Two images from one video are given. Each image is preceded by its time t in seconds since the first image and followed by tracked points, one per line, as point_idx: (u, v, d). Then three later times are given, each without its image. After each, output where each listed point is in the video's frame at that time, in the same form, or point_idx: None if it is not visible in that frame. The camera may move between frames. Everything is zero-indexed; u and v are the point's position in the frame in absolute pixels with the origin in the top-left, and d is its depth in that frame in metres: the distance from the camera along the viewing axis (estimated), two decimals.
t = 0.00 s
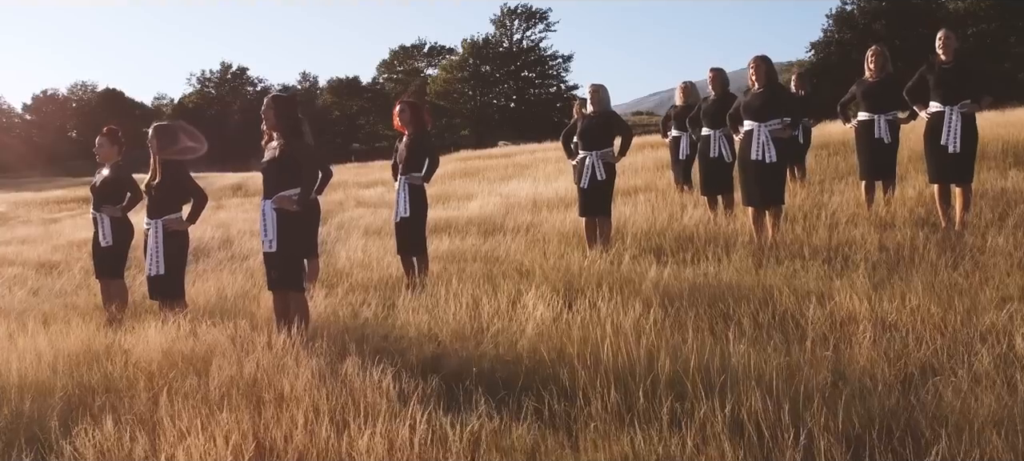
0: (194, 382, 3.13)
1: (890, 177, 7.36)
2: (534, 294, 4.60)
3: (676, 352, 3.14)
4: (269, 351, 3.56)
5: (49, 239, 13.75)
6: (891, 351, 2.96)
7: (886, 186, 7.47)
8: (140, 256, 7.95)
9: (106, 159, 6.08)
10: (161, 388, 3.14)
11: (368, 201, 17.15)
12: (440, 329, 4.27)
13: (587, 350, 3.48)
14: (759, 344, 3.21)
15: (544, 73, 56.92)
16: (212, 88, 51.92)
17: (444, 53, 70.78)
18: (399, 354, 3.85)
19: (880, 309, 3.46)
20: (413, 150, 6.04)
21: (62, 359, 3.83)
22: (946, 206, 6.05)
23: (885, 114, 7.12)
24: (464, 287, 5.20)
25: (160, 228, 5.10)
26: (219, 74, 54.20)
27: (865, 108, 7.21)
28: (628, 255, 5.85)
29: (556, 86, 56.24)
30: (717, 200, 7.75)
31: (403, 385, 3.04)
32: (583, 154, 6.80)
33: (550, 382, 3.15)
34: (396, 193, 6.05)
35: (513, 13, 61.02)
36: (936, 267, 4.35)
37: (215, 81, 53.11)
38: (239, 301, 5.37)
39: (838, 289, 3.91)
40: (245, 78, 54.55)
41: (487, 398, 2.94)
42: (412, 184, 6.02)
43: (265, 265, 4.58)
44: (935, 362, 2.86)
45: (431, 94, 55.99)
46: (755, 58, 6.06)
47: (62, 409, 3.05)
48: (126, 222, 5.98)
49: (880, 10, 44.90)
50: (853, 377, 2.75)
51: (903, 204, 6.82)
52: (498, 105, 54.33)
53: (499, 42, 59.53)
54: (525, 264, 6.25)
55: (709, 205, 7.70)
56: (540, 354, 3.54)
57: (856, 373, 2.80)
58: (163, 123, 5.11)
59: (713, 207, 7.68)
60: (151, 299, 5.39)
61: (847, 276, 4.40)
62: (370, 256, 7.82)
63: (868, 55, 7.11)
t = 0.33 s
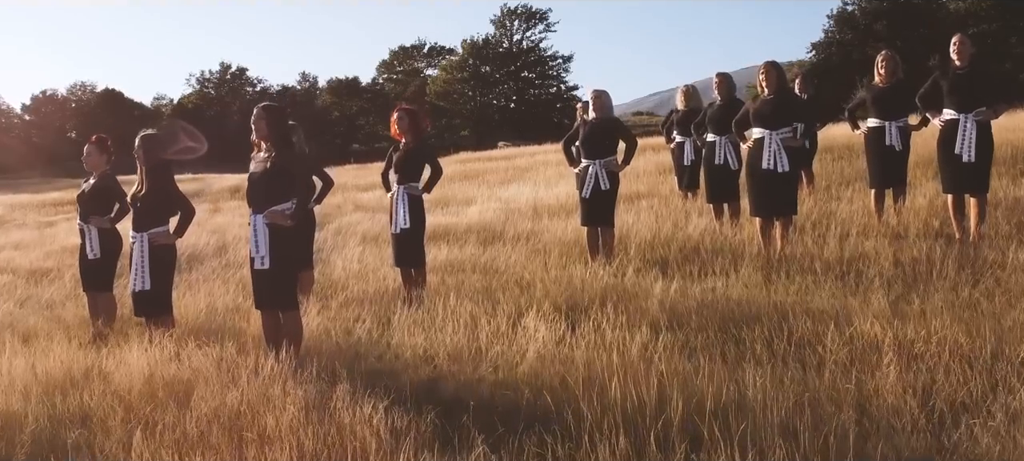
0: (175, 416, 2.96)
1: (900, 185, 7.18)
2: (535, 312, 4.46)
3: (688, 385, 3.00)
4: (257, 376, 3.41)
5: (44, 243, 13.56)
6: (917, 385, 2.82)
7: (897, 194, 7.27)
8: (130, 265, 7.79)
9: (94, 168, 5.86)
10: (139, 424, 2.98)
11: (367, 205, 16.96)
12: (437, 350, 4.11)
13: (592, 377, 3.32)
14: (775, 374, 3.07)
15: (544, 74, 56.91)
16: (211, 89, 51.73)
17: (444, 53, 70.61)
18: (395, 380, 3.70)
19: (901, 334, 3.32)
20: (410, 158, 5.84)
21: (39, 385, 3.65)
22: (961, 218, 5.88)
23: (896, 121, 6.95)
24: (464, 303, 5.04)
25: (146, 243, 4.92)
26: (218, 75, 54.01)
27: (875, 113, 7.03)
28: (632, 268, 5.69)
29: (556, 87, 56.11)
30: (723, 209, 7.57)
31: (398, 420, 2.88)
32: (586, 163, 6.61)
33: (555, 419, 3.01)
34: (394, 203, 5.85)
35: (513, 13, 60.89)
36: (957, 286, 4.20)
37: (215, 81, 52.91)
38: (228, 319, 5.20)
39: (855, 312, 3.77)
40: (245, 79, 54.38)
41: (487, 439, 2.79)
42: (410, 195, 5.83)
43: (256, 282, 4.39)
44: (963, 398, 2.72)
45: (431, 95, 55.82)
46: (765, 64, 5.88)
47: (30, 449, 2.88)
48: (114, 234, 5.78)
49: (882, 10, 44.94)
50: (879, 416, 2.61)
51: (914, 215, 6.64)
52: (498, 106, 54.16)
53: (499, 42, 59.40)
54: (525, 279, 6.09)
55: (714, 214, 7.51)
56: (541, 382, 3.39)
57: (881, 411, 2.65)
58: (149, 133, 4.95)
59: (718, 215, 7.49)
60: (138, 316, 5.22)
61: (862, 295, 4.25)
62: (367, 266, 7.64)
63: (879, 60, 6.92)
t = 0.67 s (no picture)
0: None
1: (911, 194, 7.00)
2: (538, 333, 4.32)
3: (703, 427, 2.87)
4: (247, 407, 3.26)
5: (38, 249, 13.35)
6: (946, 432, 2.69)
7: (908, 203, 7.08)
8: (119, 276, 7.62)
9: (81, 179, 5.68)
10: None
11: (364, 210, 16.73)
12: (435, 374, 3.94)
13: (598, 409, 3.18)
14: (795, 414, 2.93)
15: (544, 74, 56.74)
16: (211, 89, 51.49)
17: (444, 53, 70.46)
18: (393, 407, 3.55)
19: (926, 368, 3.19)
20: (409, 168, 5.66)
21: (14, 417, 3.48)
22: (976, 230, 5.70)
23: (907, 129, 6.78)
24: (464, 319, 4.89)
25: (131, 259, 4.76)
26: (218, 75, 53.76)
27: (885, 121, 6.85)
28: (637, 284, 5.53)
29: (556, 87, 56.00)
30: (729, 218, 7.38)
31: None
32: (589, 173, 6.43)
33: None
34: (393, 214, 5.66)
35: (513, 14, 60.73)
36: (979, 306, 4.08)
37: (215, 82, 52.67)
38: (218, 338, 5.03)
39: (874, 338, 3.64)
40: (244, 80, 54.15)
41: None
42: (409, 206, 5.64)
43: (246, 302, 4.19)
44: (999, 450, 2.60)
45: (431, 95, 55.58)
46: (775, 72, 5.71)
47: None
48: (101, 247, 5.60)
49: (883, 11, 44.81)
50: None
51: (926, 225, 6.46)
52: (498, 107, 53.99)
53: (499, 43, 59.20)
54: (525, 293, 5.91)
55: (721, 223, 7.33)
56: (545, 411, 3.25)
57: None
58: (136, 145, 4.80)
59: (725, 225, 7.31)
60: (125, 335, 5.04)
61: (877, 319, 4.12)
62: (363, 278, 7.44)
63: (889, 66, 6.77)
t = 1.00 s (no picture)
0: None
1: (924, 207, 6.81)
2: (542, 362, 4.19)
3: None
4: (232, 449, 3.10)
5: (30, 256, 13.12)
6: None
7: (919, 215, 6.89)
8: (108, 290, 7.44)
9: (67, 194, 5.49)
10: None
11: (363, 216, 16.50)
12: (433, 402, 3.78)
13: (602, 454, 3.02)
14: None
15: (544, 75, 56.49)
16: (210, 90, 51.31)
17: (444, 54, 70.32)
18: (388, 441, 3.40)
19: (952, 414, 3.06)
20: (407, 183, 5.47)
21: None
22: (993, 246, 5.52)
23: (916, 139, 6.58)
24: (464, 343, 4.73)
25: (117, 279, 4.56)
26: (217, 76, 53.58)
27: (895, 131, 6.66)
28: (642, 303, 5.37)
29: (556, 88, 55.82)
30: (736, 230, 7.21)
31: None
32: (592, 185, 6.26)
33: None
34: (389, 230, 5.46)
35: (513, 14, 60.55)
36: (1002, 334, 3.94)
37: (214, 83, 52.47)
38: (207, 364, 4.85)
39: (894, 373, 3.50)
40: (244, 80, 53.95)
41: None
42: (405, 221, 5.45)
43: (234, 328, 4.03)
44: None
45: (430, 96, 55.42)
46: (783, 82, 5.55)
47: None
48: (85, 264, 5.42)
49: (885, 12, 44.45)
50: None
51: (940, 239, 6.28)
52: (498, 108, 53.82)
53: (499, 44, 58.97)
54: (529, 313, 5.75)
55: (727, 235, 7.16)
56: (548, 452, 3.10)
57: None
58: (123, 160, 4.62)
59: (732, 238, 7.15)
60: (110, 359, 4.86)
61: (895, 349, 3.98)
62: (358, 292, 7.22)
63: (899, 75, 6.60)
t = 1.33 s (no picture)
0: None
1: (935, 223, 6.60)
2: (550, 396, 4.05)
3: None
4: None
5: (25, 263, 12.96)
6: None
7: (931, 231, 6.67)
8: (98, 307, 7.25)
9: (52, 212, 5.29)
10: None
11: (361, 222, 16.38)
12: (432, 439, 3.62)
13: None
14: None
15: (544, 76, 56.15)
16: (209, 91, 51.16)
17: (444, 55, 70.19)
18: None
19: None
20: (403, 202, 5.30)
21: None
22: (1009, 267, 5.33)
23: (927, 153, 6.37)
24: (464, 373, 4.55)
25: (102, 306, 4.36)
26: (217, 77, 53.44)
27: (906, 145, 6.47)
28: (647, 326, 5.23)
29: (556, 89, 55.69)
30: (743, 245, 7.02)
31: None
32: (594, 200, 6.08)
33: None
34: (383, 250, 5.27)
35: (513, 15, 60.42)
36: None
37: (213, 84, 52.32)
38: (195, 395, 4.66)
39: (920, 422, 3.33)
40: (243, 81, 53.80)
41: None
42: (401, 241, 5.26)
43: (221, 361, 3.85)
44: None
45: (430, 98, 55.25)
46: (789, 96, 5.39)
47: None
48: (69, 284, 5.22)
49: (885, 13, 44.80)
50: None
51: (954, 257, 6.09)
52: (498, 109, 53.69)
53: (499, 45, 58.80)
54: (530, 334, 5.60)
55: (734, 250, 6.98)
56: None
57: None
58: (109, 181, 4.43)
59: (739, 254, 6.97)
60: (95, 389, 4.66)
61: (916, 387, 3.81)
62: (353, 309, 7.04)
63: (910, 87, 6.42)
